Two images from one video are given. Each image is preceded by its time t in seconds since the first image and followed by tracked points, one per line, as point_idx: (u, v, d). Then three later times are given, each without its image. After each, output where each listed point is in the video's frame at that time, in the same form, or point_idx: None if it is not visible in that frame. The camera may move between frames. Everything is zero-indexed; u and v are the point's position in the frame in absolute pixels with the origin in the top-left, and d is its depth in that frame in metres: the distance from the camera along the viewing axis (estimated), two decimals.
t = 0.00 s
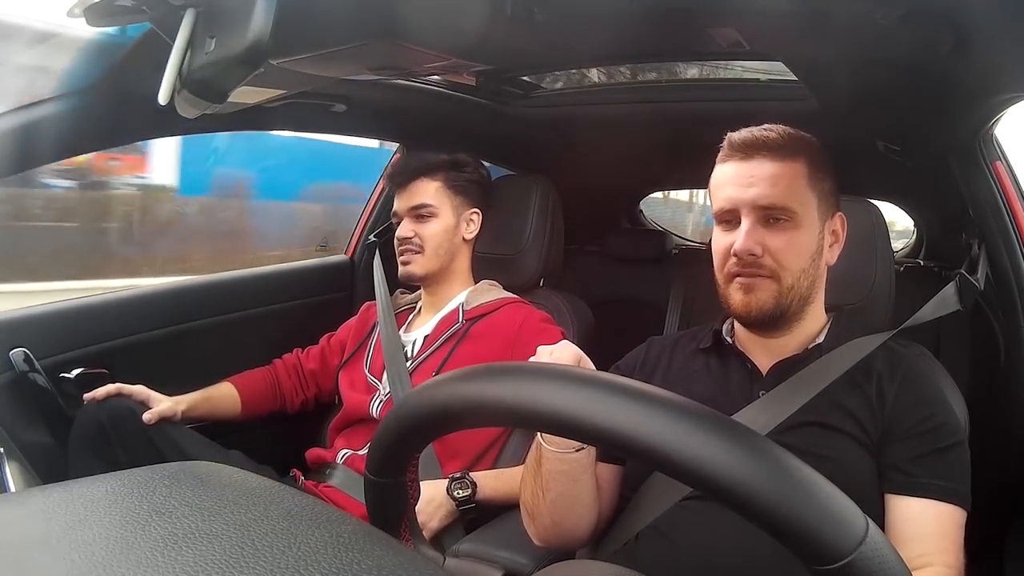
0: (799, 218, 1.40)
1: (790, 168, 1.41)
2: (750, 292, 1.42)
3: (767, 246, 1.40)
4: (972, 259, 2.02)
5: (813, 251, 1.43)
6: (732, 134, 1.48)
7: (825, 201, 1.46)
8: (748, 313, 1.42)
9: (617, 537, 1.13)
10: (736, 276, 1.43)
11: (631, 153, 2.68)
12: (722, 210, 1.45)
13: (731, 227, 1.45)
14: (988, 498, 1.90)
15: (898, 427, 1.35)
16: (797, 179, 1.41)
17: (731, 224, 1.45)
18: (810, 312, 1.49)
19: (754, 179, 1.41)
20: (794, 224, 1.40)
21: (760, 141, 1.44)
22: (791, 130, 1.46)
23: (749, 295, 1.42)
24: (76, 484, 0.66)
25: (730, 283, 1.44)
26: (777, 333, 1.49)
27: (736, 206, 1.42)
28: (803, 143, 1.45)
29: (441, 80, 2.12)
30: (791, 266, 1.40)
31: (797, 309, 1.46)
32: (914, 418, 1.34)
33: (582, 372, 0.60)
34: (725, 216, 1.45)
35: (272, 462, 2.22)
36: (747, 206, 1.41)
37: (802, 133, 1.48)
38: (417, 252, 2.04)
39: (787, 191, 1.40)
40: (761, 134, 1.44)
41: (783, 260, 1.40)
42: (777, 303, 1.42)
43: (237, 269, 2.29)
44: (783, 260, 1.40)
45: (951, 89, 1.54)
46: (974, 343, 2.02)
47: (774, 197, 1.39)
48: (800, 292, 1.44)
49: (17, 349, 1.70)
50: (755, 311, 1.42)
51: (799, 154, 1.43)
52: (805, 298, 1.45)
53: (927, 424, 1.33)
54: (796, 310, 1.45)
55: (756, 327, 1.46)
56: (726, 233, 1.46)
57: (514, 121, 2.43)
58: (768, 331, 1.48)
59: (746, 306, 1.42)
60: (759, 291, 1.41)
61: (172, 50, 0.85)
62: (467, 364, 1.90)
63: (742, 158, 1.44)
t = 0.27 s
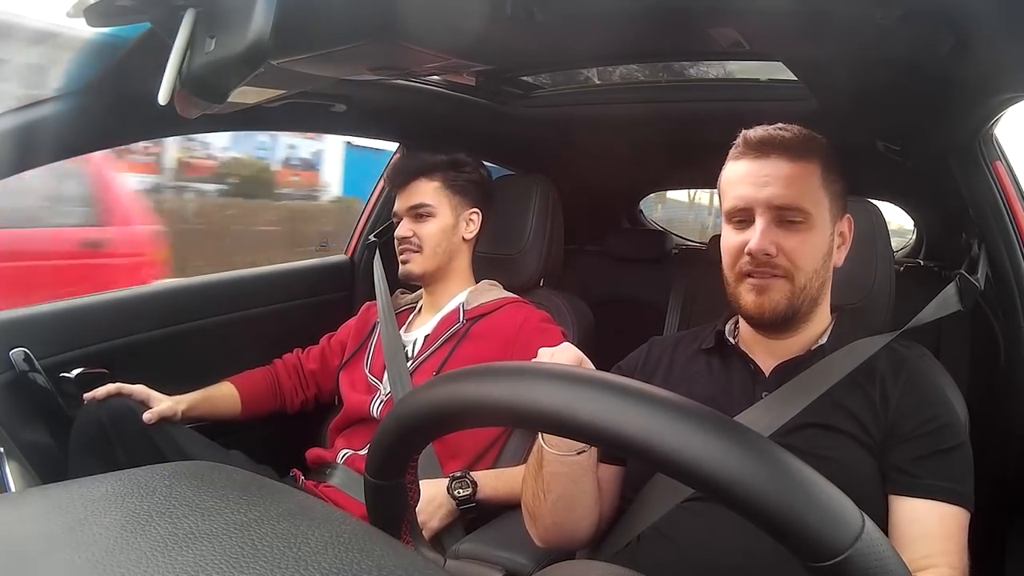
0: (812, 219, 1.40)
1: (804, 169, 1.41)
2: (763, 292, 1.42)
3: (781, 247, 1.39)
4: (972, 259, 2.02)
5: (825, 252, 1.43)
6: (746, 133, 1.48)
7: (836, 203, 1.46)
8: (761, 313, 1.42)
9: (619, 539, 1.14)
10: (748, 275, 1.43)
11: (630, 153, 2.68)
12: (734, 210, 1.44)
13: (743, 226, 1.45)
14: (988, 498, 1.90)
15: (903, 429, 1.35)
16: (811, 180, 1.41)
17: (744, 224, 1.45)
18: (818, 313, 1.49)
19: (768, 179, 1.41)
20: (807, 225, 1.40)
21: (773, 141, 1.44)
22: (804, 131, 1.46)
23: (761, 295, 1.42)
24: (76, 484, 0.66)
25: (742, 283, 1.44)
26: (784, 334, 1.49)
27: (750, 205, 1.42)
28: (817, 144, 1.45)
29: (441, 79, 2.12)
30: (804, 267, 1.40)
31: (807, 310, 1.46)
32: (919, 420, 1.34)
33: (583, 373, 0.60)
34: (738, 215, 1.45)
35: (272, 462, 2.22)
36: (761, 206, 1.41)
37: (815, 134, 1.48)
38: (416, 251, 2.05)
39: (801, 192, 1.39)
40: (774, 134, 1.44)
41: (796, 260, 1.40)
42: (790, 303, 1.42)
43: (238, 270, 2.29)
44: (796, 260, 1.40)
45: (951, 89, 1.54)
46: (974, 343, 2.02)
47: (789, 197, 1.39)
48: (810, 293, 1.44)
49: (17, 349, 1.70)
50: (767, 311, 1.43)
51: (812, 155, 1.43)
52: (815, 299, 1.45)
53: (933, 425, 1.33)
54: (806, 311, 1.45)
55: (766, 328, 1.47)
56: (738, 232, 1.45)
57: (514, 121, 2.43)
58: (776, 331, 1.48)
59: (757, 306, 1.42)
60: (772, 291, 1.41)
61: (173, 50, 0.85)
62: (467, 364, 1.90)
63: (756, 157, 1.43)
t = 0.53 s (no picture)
0: (816, 219, 1.40)
1: (808, 169, 1.41)
2: (765, 292, 1.41)
3: (784, 246, 1.39)
4: (972, 259, 2.02)
5: (828, 253, 1.43)
6: (751, 132, 1.48)
7: (840, 206, 1.46)
8: (762, 313, 1.42)
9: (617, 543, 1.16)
10: (750, 275, 1.42)
11: (630, 153, 2.68)
12: (737, 208, 1.44)
13: (746, 225, 1.45)
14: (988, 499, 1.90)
15: (904, 429, 1.35)
16: (816, 180, 1.41)
17: (747, 222, 1.45)
18: (818, 314, 1.49)
19: (773, 178, 1.41)
20: (811, 225, 1.40)
21: (778, 141, 1.44)
22: (809, 132, 1.46)
23: (763, 295, 1.42)
24: (76, 484, 0.66)
25: (744, 282, 1.43)
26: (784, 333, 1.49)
27: (754, 204, 1.42)
28: (822, 145, 1.45)
29: (441, 80, 2.12)
30: (807, 267, 1.40)
31: (808, 311, 1.45)
32: (920, 420, 1.34)
33: (582, 373, 0.60)
34: (742, 214, 1.45)
35: (272, 462, 2.22)
36: (766, 205, 1.41)
37: (820, 135, 1.48)
38: (418, 251, 2.04)
39: (805, 192, 1.39)
40: (779, 133, 1.44)
41: (799, 260, 1.40)
42: (792, 303, 1.41)
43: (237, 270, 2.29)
44: (799, 260, 1.40)
45: (951, 89, 1.54)
46: (974, 343, 2.02)
47: (793, 197, 1.39)
48: (812, 293, 1.44)
49: (17, 349, 1.70)
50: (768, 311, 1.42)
51: (816, 156, 1.43)
52: (816, 300, 1.45)
53: (933, 425, 1.33)
54: (807, 312, 1.45)
55: (767, 327, 1.46)
56: (740, 231, 1.45)
57: (514, 121, 2.43)
58: (777, 331, 1.48)
59: (759, 306, 1.42)
60: (774, 291, 1.41)
61: (172, 50, 0.85)
62: (466, 364, 1.90)
63: (760, 157, 1.43)
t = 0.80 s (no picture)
0: (799, 210, 1.38)
1: (788, 161, 1.39)
2: (750, 286, 1.41)
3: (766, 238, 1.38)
4: (972, 259, 2.02)
5: (814, 245, 1.41)
6: (733, 131, 1.47)
7: (827, 198, 1.44)
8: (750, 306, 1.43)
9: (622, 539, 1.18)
10: (736, 270, 1.42)
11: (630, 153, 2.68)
12: (721, 205, 1.44)
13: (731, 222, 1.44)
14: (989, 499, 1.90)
15: (903, 424, 1.35)
16: (797, 172, 1.39)
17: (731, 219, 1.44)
18: (808, 307, 1.48)
19: (752, 172, 1.39)
20: (793, 216, 1.38)
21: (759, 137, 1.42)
22: (792, 128, 1.44)
23: (749, 288, 1.42)
24: (76, 484, 0.66)
25: (730, 277, 1.44)
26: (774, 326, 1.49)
27: (735, 199, 1.41)
28: (805, 138, 1.43)
29: (441, 80, 2.12)
30: (791, 258, 1.38)
31: (797, 301, 1.45)
32: (918, 417, 1.35)
33: (581, 373, 0.60)
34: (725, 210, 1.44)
35: (273, 461, 2.22)
36: (747, 199, 1.39)
37: (804, 130, 1.46)
38: (423, 250, 2.04)
39: (785, 184, 1.38)
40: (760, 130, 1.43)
41: (783, 251, 1.38)
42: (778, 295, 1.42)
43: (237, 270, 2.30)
44: (782, 252, 1.38)
45: (952, 89, 1.54)
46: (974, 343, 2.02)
47: (773, 189, 1.37)
48: (799, 284, 1.43)
49: (17, 349, 1.70)
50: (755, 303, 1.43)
51: (797, 147, 1.41)
52: (803, 291, 1.44)
53: (932, 423, 1.34)
54: (794, 302, 1.44)
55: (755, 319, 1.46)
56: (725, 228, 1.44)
57: (514, 120, 2.43)
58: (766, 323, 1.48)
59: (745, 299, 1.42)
60: (759, 283, 1.41)
61: (172, 50, 0.85)
62: (467, 364, 1.90)
63: (741, 153, 1.42)
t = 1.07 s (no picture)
0: (813, 207, 1.41)
1: (806, 159, 1.43)
2: (761, 279, 1.41)
3: (779, 230, 1.39)
4: (972, 259, 2.02)
5: (826, 244, 1.43)
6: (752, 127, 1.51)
7: (840, 201, 1.47)
8: (759, 301, 1.42)
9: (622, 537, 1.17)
10: (748, 262, 1.43)
11: (630, 153, 2.67)
12: (737, 197, 1.46)
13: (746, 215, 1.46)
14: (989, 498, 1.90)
15: (907, 429, 1.35)
16: (813, 169, 1.42)
17: (746, 212, 1.46)
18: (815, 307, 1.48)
19: (771, 166, 1.43)
20: (807, 212, 1.41)
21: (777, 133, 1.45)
22: (810, 129, 1.46)
23: (759, 282, 1.41)
24: (76, 484, 0.65)
25: (741, 269, 1.44)
26: (783, 325, 1.49)
27: (752, 191, 1.43)
28: (823, 139, 1.47)
29: (440, 80, 2.12)
30: (803, 254, 1.40)
31: (806, 301, 1.45)
32: (921, 421, 1.34)
33: (583, 373, 0.60)
34: (740, 203, 1.46)
35: (273, 462, 2.22)
36: (762, 191, 1.42)
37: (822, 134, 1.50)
38: (423, 252, 2.03)
39: (802, 179, 1.41)
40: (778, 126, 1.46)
41: (796, 246, 1.39)
42: (788, 290, 1.41)
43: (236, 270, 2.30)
44: (795, 246, 1.39)
45: (952, 89, 1.54)
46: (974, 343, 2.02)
47: (789, 183, 1.40)
48: (809, 283, 1.43)
49: (17, 349, 1.70)
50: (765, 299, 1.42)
51: (816, 148, 1.44)
52: (813, 290, 1.44)
53: (934, 426, 1.33)
54: (805, 301, 1.44)
55: (765, 316, 1.45)
56: (740, 221, 1.47)
57: (514, 121, 2.43)
58: (774, 322, 1.47)
59: (756, 293, 1.42)
60: (770, 277, 1.41)
61: (172, 50, 0.85)
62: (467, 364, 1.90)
63: (760, 147, 1.45)
